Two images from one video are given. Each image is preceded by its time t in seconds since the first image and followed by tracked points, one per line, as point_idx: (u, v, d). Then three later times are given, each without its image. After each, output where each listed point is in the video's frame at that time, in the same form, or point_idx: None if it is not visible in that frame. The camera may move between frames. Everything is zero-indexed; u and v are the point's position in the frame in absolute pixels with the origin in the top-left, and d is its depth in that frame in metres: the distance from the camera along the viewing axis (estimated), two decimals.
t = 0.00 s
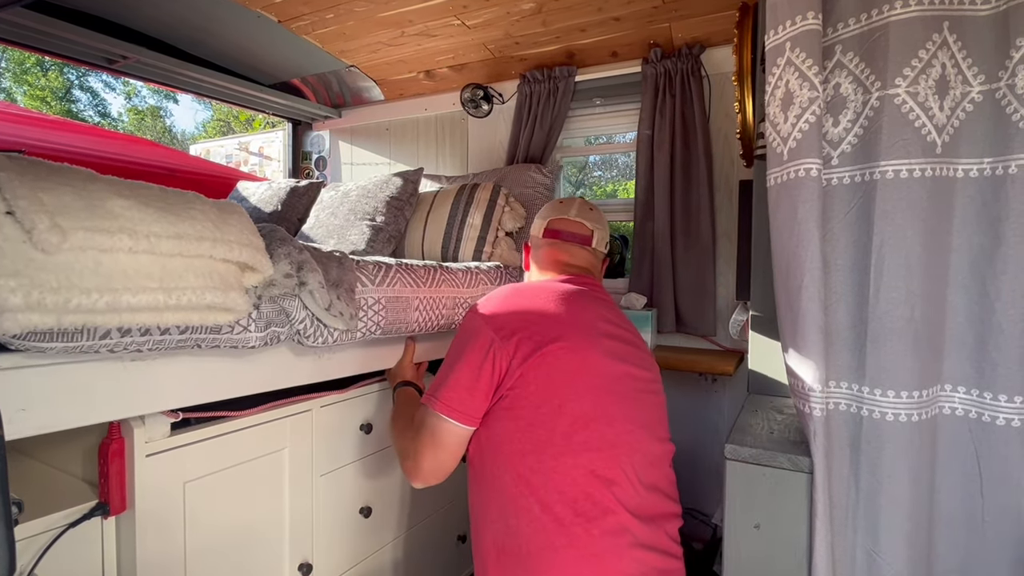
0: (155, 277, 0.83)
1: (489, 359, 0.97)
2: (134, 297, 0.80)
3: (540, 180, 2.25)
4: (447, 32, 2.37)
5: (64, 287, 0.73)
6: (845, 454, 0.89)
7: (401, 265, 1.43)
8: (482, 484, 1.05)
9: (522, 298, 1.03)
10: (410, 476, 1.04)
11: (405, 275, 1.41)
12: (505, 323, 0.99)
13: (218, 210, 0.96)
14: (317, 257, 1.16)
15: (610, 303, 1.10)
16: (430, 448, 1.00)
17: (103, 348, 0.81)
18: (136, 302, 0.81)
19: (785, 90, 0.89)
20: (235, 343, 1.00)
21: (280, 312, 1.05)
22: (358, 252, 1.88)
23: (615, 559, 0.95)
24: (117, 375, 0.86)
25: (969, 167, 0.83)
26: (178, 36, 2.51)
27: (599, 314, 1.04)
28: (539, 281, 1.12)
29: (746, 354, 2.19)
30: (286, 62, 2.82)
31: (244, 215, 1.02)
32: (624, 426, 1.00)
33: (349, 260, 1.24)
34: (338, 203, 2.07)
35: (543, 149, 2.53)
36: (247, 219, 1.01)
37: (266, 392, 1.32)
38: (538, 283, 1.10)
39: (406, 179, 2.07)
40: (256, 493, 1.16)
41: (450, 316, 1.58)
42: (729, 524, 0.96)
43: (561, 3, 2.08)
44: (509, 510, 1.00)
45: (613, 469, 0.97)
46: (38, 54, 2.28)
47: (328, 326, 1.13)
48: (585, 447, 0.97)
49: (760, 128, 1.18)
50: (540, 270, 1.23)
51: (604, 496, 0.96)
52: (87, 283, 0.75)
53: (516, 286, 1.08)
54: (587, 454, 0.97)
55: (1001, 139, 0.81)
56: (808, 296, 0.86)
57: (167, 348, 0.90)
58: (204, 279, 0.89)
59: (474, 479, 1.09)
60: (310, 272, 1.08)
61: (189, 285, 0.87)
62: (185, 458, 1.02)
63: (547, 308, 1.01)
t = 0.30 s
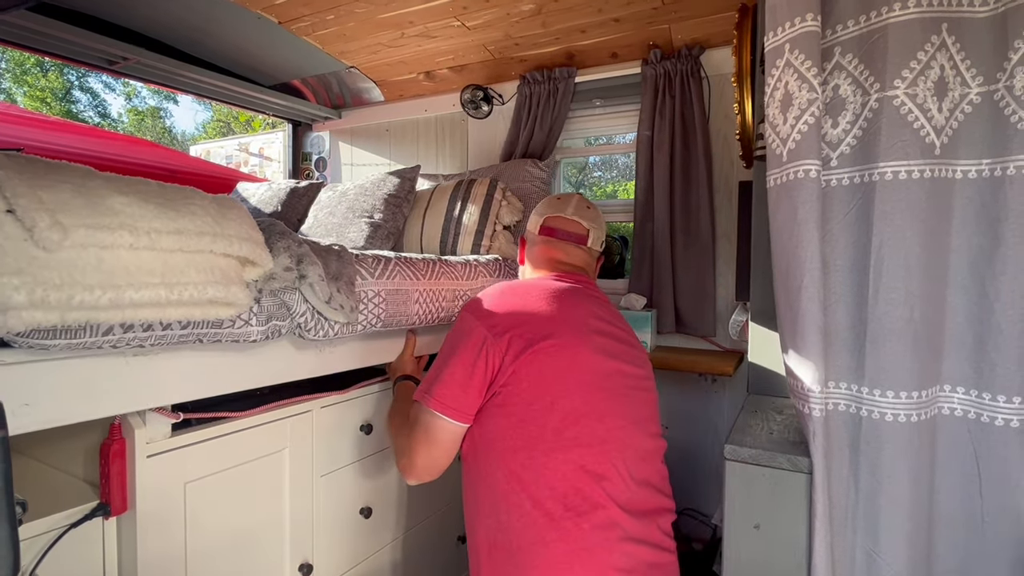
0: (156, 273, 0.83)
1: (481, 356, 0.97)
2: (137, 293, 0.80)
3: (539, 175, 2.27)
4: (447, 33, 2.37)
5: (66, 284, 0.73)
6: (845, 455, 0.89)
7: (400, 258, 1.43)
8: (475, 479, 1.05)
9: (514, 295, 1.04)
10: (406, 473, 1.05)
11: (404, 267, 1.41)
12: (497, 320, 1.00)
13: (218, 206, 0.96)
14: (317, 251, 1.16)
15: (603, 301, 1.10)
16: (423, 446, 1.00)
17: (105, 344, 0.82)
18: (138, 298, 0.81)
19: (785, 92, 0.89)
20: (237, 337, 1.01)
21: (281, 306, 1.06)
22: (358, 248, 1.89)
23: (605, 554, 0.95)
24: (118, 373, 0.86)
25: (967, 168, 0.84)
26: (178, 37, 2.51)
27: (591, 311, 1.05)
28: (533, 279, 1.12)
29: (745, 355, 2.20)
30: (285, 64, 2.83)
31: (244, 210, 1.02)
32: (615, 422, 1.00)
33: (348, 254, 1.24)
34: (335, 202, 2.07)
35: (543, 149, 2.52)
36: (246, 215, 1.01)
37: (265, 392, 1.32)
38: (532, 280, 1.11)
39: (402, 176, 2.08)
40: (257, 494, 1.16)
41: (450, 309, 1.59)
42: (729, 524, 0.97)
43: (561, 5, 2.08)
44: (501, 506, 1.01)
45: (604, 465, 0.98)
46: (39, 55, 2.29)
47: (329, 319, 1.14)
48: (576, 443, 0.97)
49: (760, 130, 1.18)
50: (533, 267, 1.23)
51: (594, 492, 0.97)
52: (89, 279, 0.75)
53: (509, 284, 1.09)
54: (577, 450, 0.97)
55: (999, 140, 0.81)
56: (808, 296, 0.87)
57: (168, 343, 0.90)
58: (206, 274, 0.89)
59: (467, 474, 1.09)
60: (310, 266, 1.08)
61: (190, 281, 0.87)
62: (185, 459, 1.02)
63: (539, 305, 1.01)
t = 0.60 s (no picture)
0: (157, 274, 0.83)
1: (477, 356, 0.97)
2: (138, 294, 0.81)
3: (534, 168, 2.30)
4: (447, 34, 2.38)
5: (68, 285, 0.73)
6: (844, 456, 0.90)
7: (399, 253, 1.43)
8: (472, 478, 1.05)
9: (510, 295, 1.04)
10: (404, 472, 1.06)
11: (402, 261, 1.41)
12: (493, 320, 1.00)
13: (218, 207, 0.96)
14: (316, 248, 1.16)
15: (600, 300, 1.10)
16: (419, 444, 1.01)
17: (107, 345, 0.82)
18: (140, 299, 0.81)
19: (784, 93, 0.89)
20: (238, 337, 1.01)
21: (282, 305, 1.06)
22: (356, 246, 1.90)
23: (602, 554, 0.95)
24: (119, 374, 0.86)
25: (965, 170, 0.84)
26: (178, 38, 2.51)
27: (588, 311, 1.05)
28: (530, 279, 1.12)
29: (745, 355, 2.20)
30: (285, 65, 2.83)
31: (243, 210, 1.03)
32: (611, 422, 1.00)
33: (348, 251, 1.25)
34: (333, 202, 2.07)
35: (543, 149, 2.52)
36: (246, 215, 1.01)
37: (265, 393, 1.32)
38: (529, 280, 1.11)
39: (398, 173, 2.08)
40: (258, 494, 1.16)
41: (450, 305, 1.59)
42: (728, 524, 0.97)
43: (560, 6, 2.09)
44: (498, 506, 1.01)
45: (601, 465, 0.98)
46: (40, 56, 2.29)
47: (330, 316, 1.14)
48: (572, 442, 0.97)
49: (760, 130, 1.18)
50: (532, 265, 1.23)
51: (591, 492, 0.97)
52: (91, 281, 0.76)
53: (506, 284, 1.09)
54: (573, 450, 0.97)
55: (997, 142, 0.82)
56: (807, 297, 0.87)
57: (169, 344, 0.90)
58: (207, 275, 0.89)
59: (464, 472, 1.10)
60: (310, 264, 1.08)
61: (191, 281, 0.87)
62: (185, 460, 1.02)
63: (535, 305, 1.01)
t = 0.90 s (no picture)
0: (160, 275, 0.84)
1: (473, 357, 0.98)
2: (141, 296, 0.81)
3: (533, 169, 2.30)
4: (447, 35, 2.38)
5: (71, 288, 0.73)
6: (844, 457, 0.90)
7: (401, 255, 1.43)
8: (472, 480, 1.06)
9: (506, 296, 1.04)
10: (403, 474, 1.07)
11: (404, 263, 1.41)
12: (489, 321, 1.01)
13: (220, 208, 0.97)
14: (318, 250, 1.17)
15: (595, 300, 1.11)
16: (418, 447, 1.02)
17: (110, 346, 0.83)
18: (143, 300, 0.81)
19: (784, 95, 0.90)
20: (240, 338, 1.01)
21: (283, 306, 1.06)
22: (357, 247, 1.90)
23: (603, 555, 0.96)
24: (122, 375, 0.86)
25: (965, 172, 0.84)
26: (179, 40, 2.52)
27: (584, 311, 1.05)
28: (527, 279, 1.13)
29: (745, 356, 2.20)
30: (286, 66, 2.84)
31: (245, 211, 1.03)
32: (610, 423, 1.00)
33: (349, 252, 1.25)
34: (334, 203, 2.07)
35: (543, 150, 2.53)
36: (248, 217, 1.02)
37: (266, 394, 1.32)
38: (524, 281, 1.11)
39: (399, 174, 2.08)
40: (259, 495, 1.16)
41: (450, 306, 1.59)
42: (729, 524, 0.97)
43: (561, 7, 2.09)
44: (498, 507, 1.01)
45: (599, 465, 0.98)
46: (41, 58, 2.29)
47: (331, 318, 1.15)
48: (570, 443, 0.98)
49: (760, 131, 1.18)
50: (526, 267, 1.24)
51: (590, 492, 0.97)
52: (94, 283, 0.76)
53: (503, 286, 1.09)
54: (571, 451, 0.97)
55: (997, 144, 0.82)
56: (807, 298, 0.87)
57: (171, 345, 0.91)
58: (209, 277, 0.90)
59: (464, 475, 1.10)
60: (311, 265, 1.08)
61: (194, 283, 0.87)
62: (187, 461, 1.02)
63: (531, 306, 1.02)
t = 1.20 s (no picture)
0: (161, 277, 0.84)
1: (469, 370, 0.97)
2: (142, 296, 0.81)
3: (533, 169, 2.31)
4: (448, 36, 2.38)
5: (73, 289, 0.74)
6: (845, 457, 0.90)
7: (402, 257, 1.43)
8: (473, 489, 1.06)
9: (500, 304, 1.02)
10: (397, 478, 1.07)
11: (405, 265, 1.41)
12: (483, 330, 0.99)
13: (221, 209, 0.97)
14: (319, 251, 1.17)
15: (595, 305, 1.10)
16: (411, 453, 1.02)
17: (112, 347, 0.83)
18: (144, 301, 0.81)
19: (785, 95, 0.90)
20: (241, 339, 1.01)
21: (284, 308, 1.06)
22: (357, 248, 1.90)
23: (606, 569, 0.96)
24: (123, 376, 0.87)
25: (966, 172, 0.84)
26: (180, 41, 2.52)
27: (582, 320, 1.04)
28: (523, 283, 1.11)
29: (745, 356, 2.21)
30: (286, 67, 2.84)
31: (247, 212, 1.03)
32: (610, 436, 1.00)
33: (350, 253, 1.25)
34: (335, 203, 2.07)
35: (543, 150, 2.53)
36: (249, 217, 1.02)
37: (267, 394, 1.32)
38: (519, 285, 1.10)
39: (399, 175, 2.08)
40: (260, 496, 1.17)
41: (451, 306, 1.59)
42: (730, 525, 0.97)
43: (561, 8, 2.09)
44: (500, 520, 1.01)
45: (600, 478, 0.98)
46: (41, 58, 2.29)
47: (331, 319, 1.15)
48: (569, 456, 0.98)
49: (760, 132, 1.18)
50: (521, 266, 1.24)
51: (593, 507, 0.97)
52: (96, 284, 0.76)
53: (497, 290, 1.07)
54: (571, 464, 0.98)
55: (998, 144, 0.82)
56: (807, 299, 0.87)
57: (173, 346, 0.91)
58: (211, 278, 0.90)
59: (465, 483, 1.10)
60: (312, 267, 1.09)
61: (195, 284, 0.87)
62: (188, 462, 1.02)
63: (527, 316, 1.01)
